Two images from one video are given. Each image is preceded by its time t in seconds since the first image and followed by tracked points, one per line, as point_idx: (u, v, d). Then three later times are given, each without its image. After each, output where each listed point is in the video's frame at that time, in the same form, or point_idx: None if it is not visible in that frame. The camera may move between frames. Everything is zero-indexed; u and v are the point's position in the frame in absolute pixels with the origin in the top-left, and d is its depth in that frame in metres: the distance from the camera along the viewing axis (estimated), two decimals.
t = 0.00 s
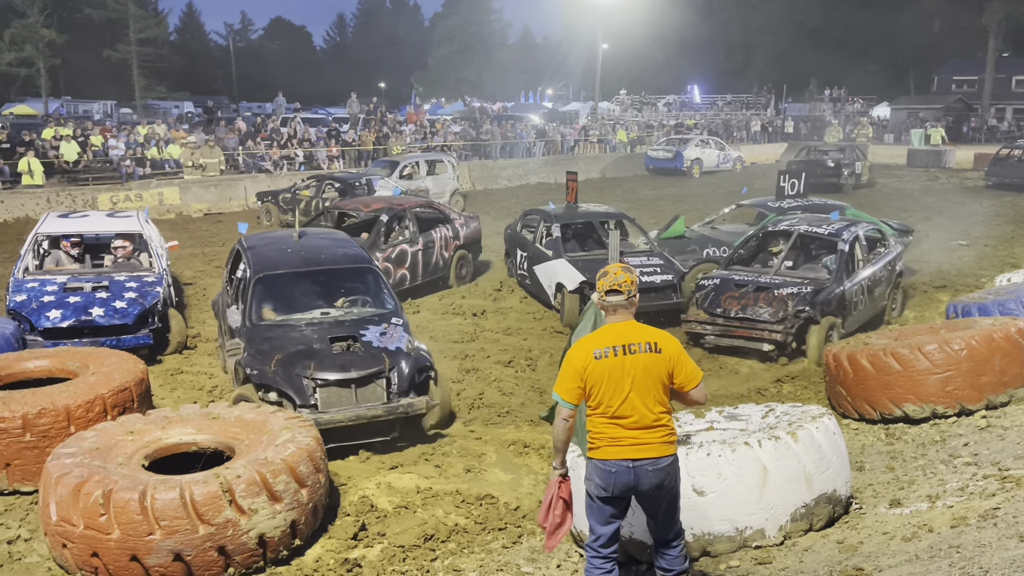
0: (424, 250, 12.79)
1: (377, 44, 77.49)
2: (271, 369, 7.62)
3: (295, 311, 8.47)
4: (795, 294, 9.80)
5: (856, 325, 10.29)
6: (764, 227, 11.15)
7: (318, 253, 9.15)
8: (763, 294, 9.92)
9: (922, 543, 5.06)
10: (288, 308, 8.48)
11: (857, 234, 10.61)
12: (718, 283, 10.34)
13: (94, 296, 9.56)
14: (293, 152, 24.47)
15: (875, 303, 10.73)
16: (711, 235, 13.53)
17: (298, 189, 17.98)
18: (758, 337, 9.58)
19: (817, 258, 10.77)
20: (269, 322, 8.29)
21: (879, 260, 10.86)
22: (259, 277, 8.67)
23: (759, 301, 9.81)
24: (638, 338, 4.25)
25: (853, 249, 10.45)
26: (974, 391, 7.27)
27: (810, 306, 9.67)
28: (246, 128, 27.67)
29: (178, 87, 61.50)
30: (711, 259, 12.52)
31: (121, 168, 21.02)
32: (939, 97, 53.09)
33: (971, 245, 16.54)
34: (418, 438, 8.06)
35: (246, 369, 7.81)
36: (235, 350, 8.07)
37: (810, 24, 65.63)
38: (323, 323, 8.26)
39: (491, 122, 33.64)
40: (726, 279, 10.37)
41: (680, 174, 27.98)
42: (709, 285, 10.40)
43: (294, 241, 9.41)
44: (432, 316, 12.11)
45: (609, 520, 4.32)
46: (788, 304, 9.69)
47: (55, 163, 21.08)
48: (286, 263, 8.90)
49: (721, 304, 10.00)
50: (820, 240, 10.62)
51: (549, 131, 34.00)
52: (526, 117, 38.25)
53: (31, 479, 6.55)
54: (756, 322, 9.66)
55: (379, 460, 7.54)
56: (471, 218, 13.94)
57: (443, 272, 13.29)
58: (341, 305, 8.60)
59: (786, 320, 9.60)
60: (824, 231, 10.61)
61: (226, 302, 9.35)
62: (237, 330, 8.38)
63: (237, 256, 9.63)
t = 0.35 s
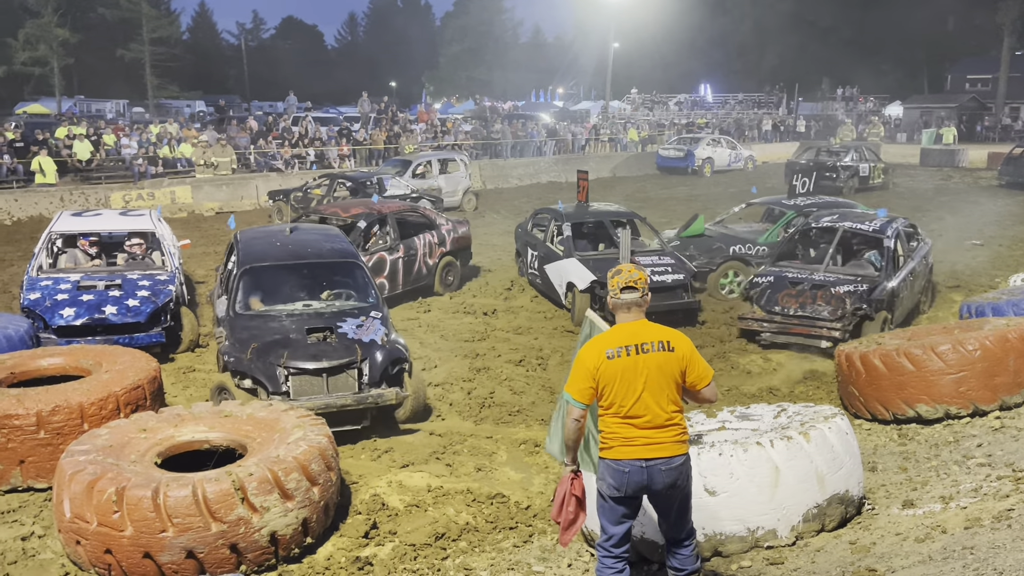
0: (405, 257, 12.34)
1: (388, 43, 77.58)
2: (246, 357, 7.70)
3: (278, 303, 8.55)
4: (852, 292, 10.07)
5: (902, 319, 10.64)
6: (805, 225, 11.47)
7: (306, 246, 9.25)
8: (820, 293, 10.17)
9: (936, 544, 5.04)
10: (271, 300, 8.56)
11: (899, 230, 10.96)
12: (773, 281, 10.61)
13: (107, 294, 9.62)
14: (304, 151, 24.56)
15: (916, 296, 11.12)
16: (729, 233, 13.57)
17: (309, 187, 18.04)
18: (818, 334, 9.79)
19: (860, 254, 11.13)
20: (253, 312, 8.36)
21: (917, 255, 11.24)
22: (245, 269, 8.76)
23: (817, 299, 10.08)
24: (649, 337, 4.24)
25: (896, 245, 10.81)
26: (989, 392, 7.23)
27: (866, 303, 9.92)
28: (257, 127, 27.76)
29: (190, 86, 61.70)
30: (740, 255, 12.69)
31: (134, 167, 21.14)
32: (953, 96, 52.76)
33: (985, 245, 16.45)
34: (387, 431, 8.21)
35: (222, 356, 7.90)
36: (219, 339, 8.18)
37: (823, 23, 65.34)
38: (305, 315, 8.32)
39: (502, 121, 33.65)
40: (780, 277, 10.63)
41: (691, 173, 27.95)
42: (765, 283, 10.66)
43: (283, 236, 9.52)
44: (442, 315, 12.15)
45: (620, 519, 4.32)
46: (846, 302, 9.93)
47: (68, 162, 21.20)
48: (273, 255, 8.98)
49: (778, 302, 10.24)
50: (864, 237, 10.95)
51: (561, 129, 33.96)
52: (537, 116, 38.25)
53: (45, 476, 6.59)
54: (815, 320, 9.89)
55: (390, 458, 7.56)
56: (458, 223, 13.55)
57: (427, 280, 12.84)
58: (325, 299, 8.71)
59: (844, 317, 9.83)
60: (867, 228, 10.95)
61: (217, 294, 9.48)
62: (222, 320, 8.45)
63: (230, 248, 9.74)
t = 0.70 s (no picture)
0: (406, 256, 12.34)
1: (393, 42, 77.59)
2: (248, 355, 7.70)
3: (278, 302, 8.56)
4: (901, 289, 10.20)
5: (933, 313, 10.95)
6: (835, 221, 11.58)
7: (305, 245, 9.27)
8: (870, 289, 10.27)
9: (942, 544, 5.03)
10: (272, 299, 8.57)
11: (928, 227, 11.22)
12: (819, 277, 10.64)
13: (114, 292, 9.65)
14: (311, 150, 24.58)
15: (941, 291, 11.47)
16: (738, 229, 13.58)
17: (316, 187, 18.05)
18: (870, 331, 9.93)
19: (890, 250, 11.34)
20: (254, 312, 8.38)
21: (941, 250, 11.54)
22: (245, 268, 8.78)
23: (868, 295, 10.19)
24: (655, 336, 4.24)
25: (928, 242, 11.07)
26: (995, 392, 7.21)
27: (916, 302, 10.10)
28: (264, 126, 27.81)
29: (197, 85, 61.79)
30: (758, 253, 12.83)
31: (140, 166, 21.19)
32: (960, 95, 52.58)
33: (992, 245, 16.40)
34: (390, 428, 8.25)
35: (224, 356, 7.91)
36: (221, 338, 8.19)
37: (829, 22, 65.15)
38: (306, 314, 8.33)
39: (507, 120, 33.65)
40: (826, 272, 10.68)
41: (697, 172, 27.91)
42: (811, 279, 10.70)
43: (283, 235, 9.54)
44: (448, 314, 12.16)
45: (626, 519, 4.32)
46: (897, 299, 10.09)
47: (75, 161, 21.26)
48: (273, 254, 9.00)
49: (828, 298, 10.31)
50: (897, 235, 11.16)
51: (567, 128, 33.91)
52: (542, 115, 38.20)
53: (52, 474, 6.62)
54: (868, 317, 10.04)
55: (396, 457, 7.58)
56: (461, 223, 13.57)
57: (429, 279, 12.86)
58: (324, 297, 8.72)
59: (895, 314, 10.02)
60: (900, 225, 11.14)
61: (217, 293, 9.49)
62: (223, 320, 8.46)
63: (229, 247, 9.75)
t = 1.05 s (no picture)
0: (408, 256, 12.34)
1: (395, 41, 77.56)
2: (250, 354, 7.70)
3: (281, 301, 8.56)
4: (928, 285, 10.24)
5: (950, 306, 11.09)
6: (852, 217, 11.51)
7: (308, 244, 9.26)
8: (898, 286, 10.31)
9: (943, 543, 5.03)
10: (275, 298, 8.57)
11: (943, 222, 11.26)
12: (846, 274, 10.62)
13: (115, 291, 9.66)
14: (312, 149, 24.57)
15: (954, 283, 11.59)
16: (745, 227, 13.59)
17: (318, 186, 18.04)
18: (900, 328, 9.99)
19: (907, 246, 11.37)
20: (256, 311, 8.38)
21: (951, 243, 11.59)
22: (249, 267, 8.79)
23: (897, 292, 10.24)
24: (656, 335, 4.24)
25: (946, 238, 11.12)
26: (996, 391, 7.20)
27: (944, 297, 10.13)
28: (265, 125, 27.81)
29: (198, 84, 61.75)
30: (767, 252, 12.86)
31: (141, 165, 21.21)
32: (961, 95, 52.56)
33: (994, 244, 16.38)
34: (391, 427, 8.25)
35: (226, 354, 7.91)
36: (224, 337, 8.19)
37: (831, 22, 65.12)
38: (309, 313, 8.33)
39: (509, 119, 33.64)
40: (852, 270, 10.67)
41: (699, 171, 27.91)
42: (837, 276, 10.67)
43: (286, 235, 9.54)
44: (450, 313, 12.16)
45: (627, 518, 4.32)
46: (925, 295, 10.14)
47: (76, 160, 21.26)
48: (277, 253, 9.01)
49: (858, 295, 10.34)
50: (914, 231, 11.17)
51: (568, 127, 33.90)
52: (543, 114, 38.20)
53: (53, 473, 6.63)
54: (897, 314, 10.11)
55: (397, 456, 7.58)
56: (463, 222, 13.57)
57: (431, 279, 12.86)
58: (327, 297, 8.71)
59: (924, 310, 10.09)
60: (917, 222, 11.14)
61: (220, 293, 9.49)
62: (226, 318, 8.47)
63: (232, 246, 9.74)
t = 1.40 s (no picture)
0: (405, 255, 12.33)
1: (392, 41, 77.53)
2: (246, 353, 7.69)
3: (278, 300, 8.55)
4: (926, 282, 10.24)
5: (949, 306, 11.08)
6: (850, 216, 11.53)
7: (305, 244, 9.25)
8: (896, 284, 10.32)
9: (939, 541, 5.04)
10: (271, 297, 8.56)
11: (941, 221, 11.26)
12: (844, 272, 10.66)
13: (111, 291, 9.65)
14: (309, 149, 24.55)
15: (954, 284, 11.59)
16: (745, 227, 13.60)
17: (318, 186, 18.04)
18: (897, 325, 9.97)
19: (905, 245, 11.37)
20: (253, 310, 8.37)
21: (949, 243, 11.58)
22: (245, 266, 8.78)
23: (894, 289, 10.24)
24: (652, 333, 4.24)
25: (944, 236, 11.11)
26: (992, 390, 7.21)
27: (941, 295, 10.11)
28: (262, 124, 27.79)
29: (196, 83, 61.68)
30: (768, 252, 12.86)
31: (138, 164, 21.22)
32: (958, 94, 52.63)
33: (990, 243, 16.41)
34: (388, 427, 8.23)
35: (222, 353, 7.89)
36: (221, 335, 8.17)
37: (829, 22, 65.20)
38: (305, 313, 8.31)
39: (506, 118, 33.63)
40: (850, 268, 10.69)
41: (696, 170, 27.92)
42: (835, 274, 10.69)
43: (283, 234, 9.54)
44: (446, 312, 12.15)
45: (623, 516, 4.32)
46: (923, 292, 10.12)
47: (73, 159, 21.23)
48: (273, 253, 9.01)
49: (856, 293, 10.33)
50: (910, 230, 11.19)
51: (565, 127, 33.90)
52: (541, 113, 38.21)
53: (49, 472, 6.62)
54: (895, 311, 10.06)
55: (393, 455, 7.58)
56: (460, 222, 13.57)
57: (427, 278, 12.85)
58: (324, 296, 8.70)
59: (922, 307, 10.05)
60: (914, 220, 11.16)
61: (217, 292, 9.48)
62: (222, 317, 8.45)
63: (228, 245, 9.73)
